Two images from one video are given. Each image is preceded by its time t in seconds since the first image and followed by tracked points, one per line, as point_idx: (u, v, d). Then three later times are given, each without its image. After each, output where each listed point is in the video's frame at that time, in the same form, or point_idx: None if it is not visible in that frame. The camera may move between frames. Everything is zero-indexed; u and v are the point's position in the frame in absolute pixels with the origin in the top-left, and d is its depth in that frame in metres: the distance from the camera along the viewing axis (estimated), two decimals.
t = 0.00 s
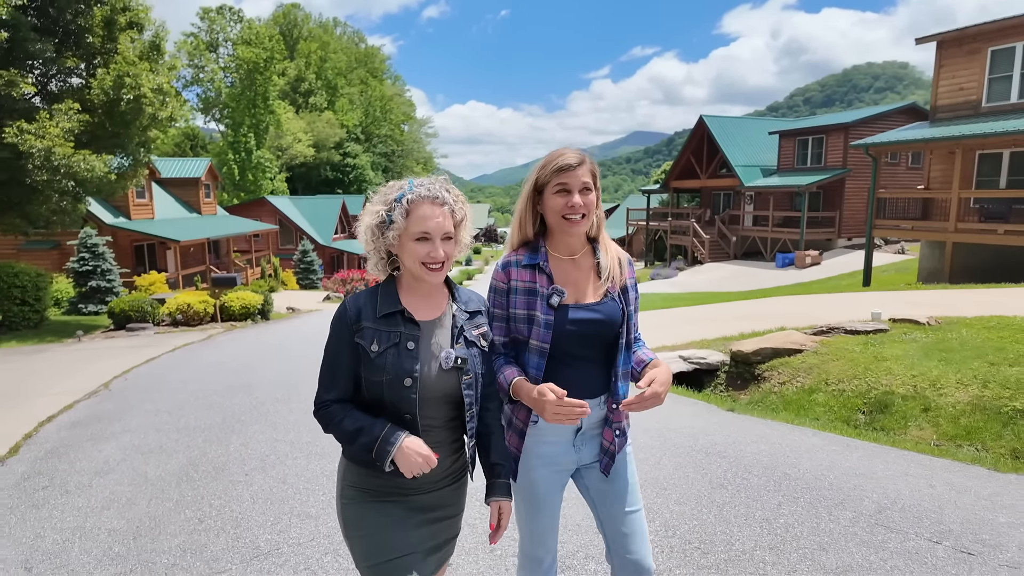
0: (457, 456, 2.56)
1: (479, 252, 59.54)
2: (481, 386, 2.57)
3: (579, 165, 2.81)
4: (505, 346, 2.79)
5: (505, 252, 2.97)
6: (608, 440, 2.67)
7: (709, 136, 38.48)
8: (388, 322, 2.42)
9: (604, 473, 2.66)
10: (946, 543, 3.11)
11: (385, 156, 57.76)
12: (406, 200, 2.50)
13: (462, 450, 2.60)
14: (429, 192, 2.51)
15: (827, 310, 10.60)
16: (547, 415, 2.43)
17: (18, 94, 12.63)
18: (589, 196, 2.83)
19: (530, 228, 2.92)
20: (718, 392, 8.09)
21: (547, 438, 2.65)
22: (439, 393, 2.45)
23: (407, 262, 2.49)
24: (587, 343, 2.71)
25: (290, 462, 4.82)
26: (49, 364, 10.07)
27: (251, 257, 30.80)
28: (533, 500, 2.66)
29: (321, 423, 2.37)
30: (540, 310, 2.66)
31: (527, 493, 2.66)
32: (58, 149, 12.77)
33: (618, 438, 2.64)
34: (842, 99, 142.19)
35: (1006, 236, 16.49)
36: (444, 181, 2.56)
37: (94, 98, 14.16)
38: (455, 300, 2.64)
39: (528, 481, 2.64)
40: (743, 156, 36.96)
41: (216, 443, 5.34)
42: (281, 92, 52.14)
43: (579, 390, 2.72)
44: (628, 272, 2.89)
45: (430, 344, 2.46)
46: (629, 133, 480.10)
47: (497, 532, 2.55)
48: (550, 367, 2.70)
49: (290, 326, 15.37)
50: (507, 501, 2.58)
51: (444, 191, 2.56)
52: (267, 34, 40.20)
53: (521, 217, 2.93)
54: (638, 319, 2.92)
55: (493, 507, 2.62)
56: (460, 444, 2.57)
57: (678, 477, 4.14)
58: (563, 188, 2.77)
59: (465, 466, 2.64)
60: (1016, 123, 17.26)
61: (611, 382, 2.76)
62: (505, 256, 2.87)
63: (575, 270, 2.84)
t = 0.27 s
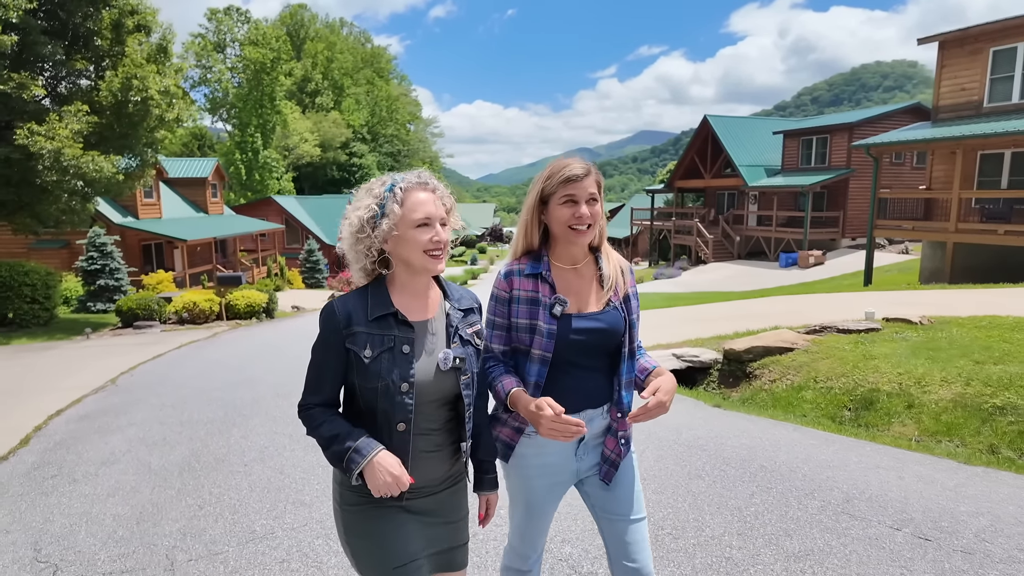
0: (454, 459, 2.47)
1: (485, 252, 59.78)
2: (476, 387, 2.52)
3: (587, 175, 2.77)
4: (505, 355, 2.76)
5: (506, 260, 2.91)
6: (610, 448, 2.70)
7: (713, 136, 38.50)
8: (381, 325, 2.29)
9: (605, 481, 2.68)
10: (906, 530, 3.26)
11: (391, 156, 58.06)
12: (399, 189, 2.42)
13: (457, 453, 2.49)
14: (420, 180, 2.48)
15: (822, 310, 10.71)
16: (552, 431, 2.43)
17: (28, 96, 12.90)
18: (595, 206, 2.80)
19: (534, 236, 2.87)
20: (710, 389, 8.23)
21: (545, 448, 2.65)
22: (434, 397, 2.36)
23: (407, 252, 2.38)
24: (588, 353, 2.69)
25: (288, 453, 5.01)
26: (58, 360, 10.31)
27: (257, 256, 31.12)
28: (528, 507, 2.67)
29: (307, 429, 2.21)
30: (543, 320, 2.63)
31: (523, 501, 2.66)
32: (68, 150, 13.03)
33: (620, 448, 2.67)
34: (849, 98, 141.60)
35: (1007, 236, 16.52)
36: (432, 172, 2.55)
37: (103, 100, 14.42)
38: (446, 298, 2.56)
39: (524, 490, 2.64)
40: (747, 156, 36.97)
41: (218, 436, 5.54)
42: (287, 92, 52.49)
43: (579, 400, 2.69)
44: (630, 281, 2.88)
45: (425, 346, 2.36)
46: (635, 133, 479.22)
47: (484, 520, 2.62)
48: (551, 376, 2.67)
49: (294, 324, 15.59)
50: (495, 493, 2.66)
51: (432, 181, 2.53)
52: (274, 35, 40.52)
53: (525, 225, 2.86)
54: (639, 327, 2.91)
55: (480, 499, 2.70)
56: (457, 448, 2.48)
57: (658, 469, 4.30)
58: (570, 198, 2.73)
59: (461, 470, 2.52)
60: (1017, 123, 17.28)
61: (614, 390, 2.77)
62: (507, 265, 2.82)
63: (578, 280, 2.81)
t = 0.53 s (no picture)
0: (446, 445, 2.56)
1: (488, 252, 59.99)
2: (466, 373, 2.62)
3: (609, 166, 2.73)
4: (523, 351, 2.71)
5: (526, 254, 2.84)
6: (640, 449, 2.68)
7: (716, 136, 38.56)
8: (370, 319, 2.36)
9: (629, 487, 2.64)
10: (869, 519, 3.43)
11: (396, 156, 58.32)
12: (401, 186, 2.47)
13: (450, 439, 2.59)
14: (419, 178, 2.54)
15: (817, 310, 10.84)
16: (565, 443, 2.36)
17: (37, 99, 13.14)
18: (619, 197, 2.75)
19: (556, 230, 2.79)
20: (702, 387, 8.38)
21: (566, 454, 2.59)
22: (424, 385, 2.46)
23: (409, 249, 2.46)
24: (611, 350, 2.65)
25: (286, 446, 5.21)
26: (66, 358, 10.56)
27: (261, 256, 31.41)
28: (552, 520, 2.61)
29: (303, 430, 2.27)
30: (567, 314, 2.58)
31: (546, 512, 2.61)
32: (76, 152, 13.28)
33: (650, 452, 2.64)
34: (855, 98, 141.10)
35: (1005, 237, 16.59)
36: (429, 171, 2.62)
37: (110, 102, 14.65)
38: (432, 289, 2.64)
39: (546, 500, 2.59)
40: (750, 156, 37.02)
41: (220, 430, 5.74)
42: (293, 92, 52.80)
43: (603, 398, 2.65)
44: (651, 275, 2.85)
45: (414, 337, 2.45)
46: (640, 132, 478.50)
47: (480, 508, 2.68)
48: (574, 371, 2.62)
49: (297, 323, 15.82)
50: (490, 479, 2.76)
51: (426, 179, 2.60)
52: (279, 35, 40.81)
53: (548, 218, 2.78)
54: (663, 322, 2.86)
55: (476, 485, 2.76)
56: (449, 436, 2.57)
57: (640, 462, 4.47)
58: (594, 190, 2.68)
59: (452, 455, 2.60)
60: (1017, 124, 17.34)
61: (638, 388, 2.71)
62: (528, 260, 2.75)
63: (601, 274, 2.75)
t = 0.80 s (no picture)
0: (444, 456, 2.44)
1: (492, 251, 60.22)
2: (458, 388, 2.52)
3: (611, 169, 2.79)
4: (525, 348, 2.75)
5: (527, 254, 2.89)
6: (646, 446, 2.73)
7: (719, 136, 38.60)
8: (362, 338, 2.26)
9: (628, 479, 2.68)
10: (838, 510, 3.57)
11: (401, 155, 58.61)
12: (392, 204, 2.38)
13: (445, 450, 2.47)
14: (410, 195, 2.45)
15: (812, 309, 10.93)
16: (574, 427, 2.41)
17: (45, 101, 13.37)
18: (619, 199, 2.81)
19: (557, 230, 2.85)
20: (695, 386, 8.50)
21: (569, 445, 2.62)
22: (419, 402, 2.36)
23: (402, 268, 2.35)
24: (614, 346, 2.69)
25: (284, 440, 5.39)
26: (73, 356, 10.78)
27: (266, 255, 31.70)
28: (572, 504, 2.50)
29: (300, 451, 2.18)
30: (568, 311, 2.63)
31: (567, 501, 2.50)
32: (83, 153, 13.50)
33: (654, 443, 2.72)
34: (861, 97, 140.60)
35: (1004, 237, 16.63)
36: (420, 187, 2.53)
37: (116, 104, 14.88)
38: (425, 302, 2.53)
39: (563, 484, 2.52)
40: (753, 156, 37.05)
41: (220, 425, 5.92)
42: (298, 92, 53.13)
43: (605, 395, 2.68)
44: (652, 274, 2.90)
45: (409, 354, 2.35)
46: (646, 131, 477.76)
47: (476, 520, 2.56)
48: (574, 369, 2.66)
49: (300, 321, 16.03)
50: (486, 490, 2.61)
51: (416, 194, 2.51)
52: (284, 36, 41.10)
53: (548, 218, 2.84)
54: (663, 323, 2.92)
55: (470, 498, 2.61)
56: (446, 448, 2.47)
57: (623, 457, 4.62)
58: (596, 192, 2.75)
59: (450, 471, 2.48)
60: (1016, 125, 17.38)
61: (641, 386, 2.75)
62: (529, 257, 2.81)
63: (602, 272, 2.80)
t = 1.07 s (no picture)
0: (443, 461, 2.45)
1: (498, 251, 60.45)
2: (465, 389, 2.53)
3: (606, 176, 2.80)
4: (517, 355, 2.78)
5: (522, 260, 2.91)
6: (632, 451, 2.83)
7: (722, 135, 38.64)
8: (366, 327, 2.31)
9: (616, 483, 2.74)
10: (807, 498, 3.71)
11: (407, 155, 58.94)
12: (396, 194, 2.43)
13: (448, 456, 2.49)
14: (416, 185, 2.50)
15: (808, 308, 11.03)
16: (566, 446, 2.40)
17: (54, 103, 13.62)
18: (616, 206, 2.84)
19: (553, 236, 2.87)
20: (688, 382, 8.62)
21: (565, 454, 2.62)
22: (420, 400, 2.36)
23: (408, 257, 2.40)
24: (608, 357, 2.73)
25: (281, 432, 5.57)
26: (80, 352, 11.01)
27: (272, 254, 31.98)
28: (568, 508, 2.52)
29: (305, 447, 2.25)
30: (564, 321, 2.66)
31: (563, 508, 2.51)
32: (90, 153, 13.75)
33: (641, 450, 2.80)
34: (869, 97, 139.93)
35: (1004, 237, 16.66)
36: (428, 178, 2.58)
37: (123, 106, 15.14)
38: (435, 299, 2.55)
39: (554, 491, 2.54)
40: (757, 155, 37.05)
41: (221, 418, 6.11)
42: (305, 92, 53.47)
43: (598, 405, 2.72)
44: (646, 282, 2.97)
45: (413, 348, 2.36)
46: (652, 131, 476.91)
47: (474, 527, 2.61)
48: (568, 378, 2.69)
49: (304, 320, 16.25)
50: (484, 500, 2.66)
51: (425, 185, 2.55)
52: (291, 37, 41.40)
53: (543, 225, 2.86)
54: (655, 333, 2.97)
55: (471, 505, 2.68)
56: (446, 451, 2.48)
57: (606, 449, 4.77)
58: (591, 200, 2.77)
59: (450, 474, 2.50)
60: (1017, 125, 17.39)
61: (632, 395, 2.80)
62: (524, 265, 2.83)
63: (597, 280, 2.84)
